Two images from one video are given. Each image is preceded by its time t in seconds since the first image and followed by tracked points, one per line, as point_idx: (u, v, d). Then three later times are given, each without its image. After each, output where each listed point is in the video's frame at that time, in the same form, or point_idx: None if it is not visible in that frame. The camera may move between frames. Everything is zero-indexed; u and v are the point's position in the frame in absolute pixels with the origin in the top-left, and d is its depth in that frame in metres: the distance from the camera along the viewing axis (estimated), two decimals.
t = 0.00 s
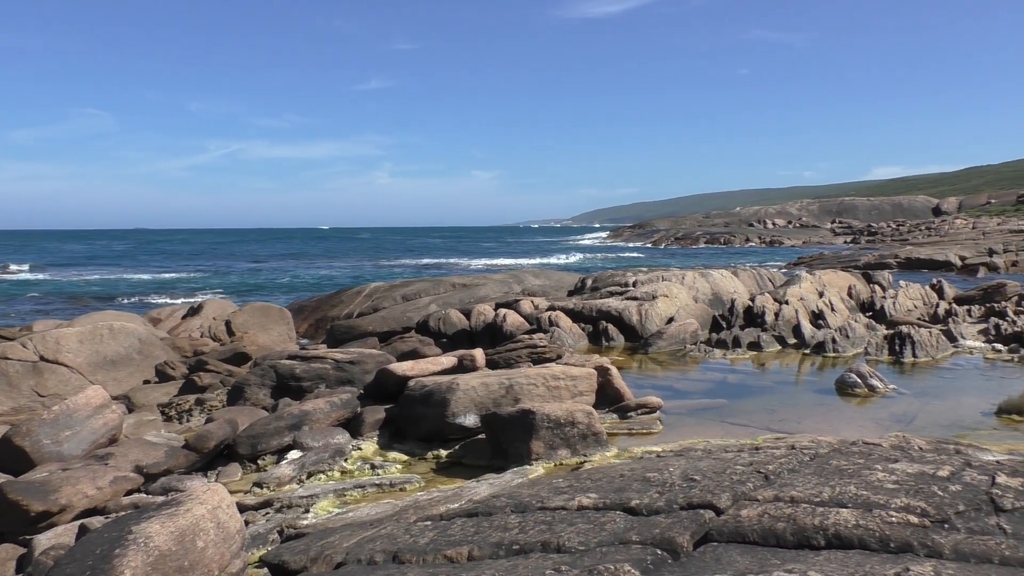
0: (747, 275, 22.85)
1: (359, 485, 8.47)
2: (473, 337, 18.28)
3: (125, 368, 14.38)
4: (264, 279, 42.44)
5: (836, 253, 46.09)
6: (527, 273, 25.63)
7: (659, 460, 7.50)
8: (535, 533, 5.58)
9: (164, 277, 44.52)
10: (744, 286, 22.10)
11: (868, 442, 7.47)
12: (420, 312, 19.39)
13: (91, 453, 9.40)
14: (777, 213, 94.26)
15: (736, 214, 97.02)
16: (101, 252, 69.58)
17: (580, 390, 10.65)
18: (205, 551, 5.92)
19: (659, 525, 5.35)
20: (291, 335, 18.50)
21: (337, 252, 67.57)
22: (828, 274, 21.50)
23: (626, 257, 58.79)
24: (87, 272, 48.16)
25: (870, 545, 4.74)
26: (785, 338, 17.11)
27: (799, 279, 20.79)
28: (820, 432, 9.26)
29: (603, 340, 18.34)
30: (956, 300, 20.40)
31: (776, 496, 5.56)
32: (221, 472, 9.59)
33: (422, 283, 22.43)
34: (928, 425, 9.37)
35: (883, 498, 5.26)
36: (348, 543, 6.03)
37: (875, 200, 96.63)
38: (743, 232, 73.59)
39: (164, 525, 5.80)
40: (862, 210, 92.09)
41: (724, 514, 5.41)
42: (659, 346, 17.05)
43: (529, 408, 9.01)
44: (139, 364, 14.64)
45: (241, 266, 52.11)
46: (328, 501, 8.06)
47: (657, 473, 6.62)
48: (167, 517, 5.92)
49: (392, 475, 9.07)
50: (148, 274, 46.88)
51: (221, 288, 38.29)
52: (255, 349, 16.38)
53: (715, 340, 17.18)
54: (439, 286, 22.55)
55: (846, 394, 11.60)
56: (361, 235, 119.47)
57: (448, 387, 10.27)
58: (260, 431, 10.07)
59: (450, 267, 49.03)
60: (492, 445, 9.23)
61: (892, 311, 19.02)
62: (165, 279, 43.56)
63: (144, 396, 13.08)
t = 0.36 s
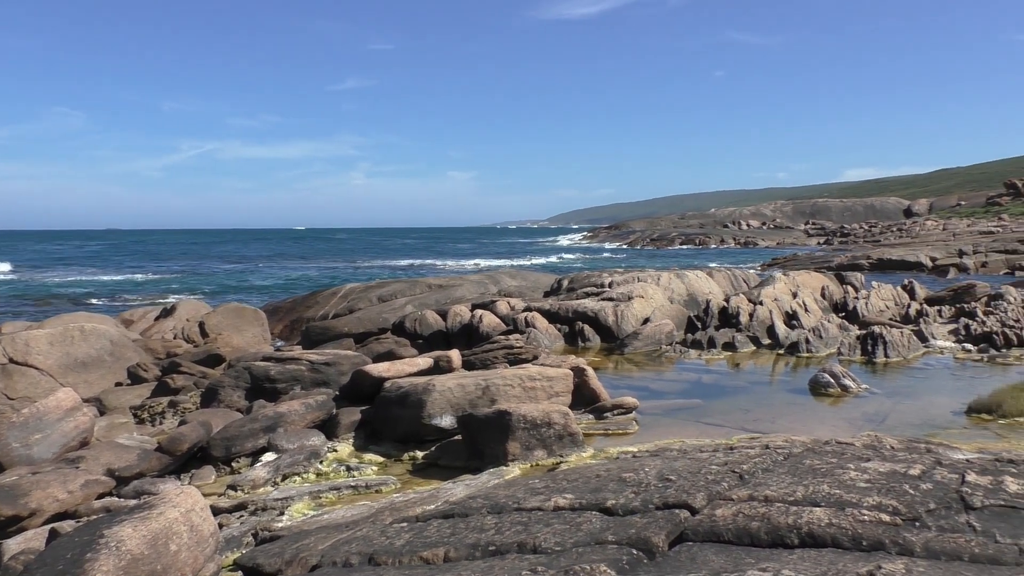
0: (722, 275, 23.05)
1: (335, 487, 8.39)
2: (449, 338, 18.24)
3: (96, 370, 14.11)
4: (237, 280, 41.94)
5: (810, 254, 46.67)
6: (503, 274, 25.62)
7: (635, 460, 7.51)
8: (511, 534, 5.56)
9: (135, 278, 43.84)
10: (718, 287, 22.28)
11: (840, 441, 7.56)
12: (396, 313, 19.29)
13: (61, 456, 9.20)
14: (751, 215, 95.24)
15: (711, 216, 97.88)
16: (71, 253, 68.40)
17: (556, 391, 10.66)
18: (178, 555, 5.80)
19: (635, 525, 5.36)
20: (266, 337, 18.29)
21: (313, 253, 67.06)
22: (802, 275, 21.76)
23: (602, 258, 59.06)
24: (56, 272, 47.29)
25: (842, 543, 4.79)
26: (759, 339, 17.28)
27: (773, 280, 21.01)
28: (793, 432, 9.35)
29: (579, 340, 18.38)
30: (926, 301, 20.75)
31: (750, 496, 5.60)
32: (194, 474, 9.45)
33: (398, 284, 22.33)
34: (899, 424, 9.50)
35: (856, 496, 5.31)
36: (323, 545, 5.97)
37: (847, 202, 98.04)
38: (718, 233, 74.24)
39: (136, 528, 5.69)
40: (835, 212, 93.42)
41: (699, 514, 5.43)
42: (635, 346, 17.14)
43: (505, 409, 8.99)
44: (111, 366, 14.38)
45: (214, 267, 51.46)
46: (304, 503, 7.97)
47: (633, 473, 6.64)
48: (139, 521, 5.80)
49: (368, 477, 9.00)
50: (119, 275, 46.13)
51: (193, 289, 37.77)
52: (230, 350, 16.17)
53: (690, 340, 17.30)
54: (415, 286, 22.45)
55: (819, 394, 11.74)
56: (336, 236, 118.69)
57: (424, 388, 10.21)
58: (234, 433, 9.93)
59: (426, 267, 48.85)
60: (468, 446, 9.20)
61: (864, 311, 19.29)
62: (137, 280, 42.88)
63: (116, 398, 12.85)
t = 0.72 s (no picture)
0: (694, 275, 23.23)
1: (307, 488, 8.30)
2: (422, 339, 18.16)
3: (63, 373, 13.81)
4: (208, 281, 41.36)
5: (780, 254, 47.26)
6: (477, 274, 25.57)
7: (608, 460, 7.53)
8: (485, 534, 5.54)
9: (102, 279, 43.02)
10: (690, 287, 22.46)
11: (811, 440, 7.65)
12: (369, 314, 19.16)
13: (27, 460, 8.97)
14: (723, 215, 96.24)
15: (684, 216, 98.71)
16: (35, 254, 66.90)
17: (530, 391, 10.65)
18: (149, 559, 5.67)
19: (608, 525, 5.37)
20: (237, 338, 18.03)
21: (285, 254, 66.38)
22: (772, 275, 22.01)
23: (576, 258, 59.25)
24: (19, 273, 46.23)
25: (812, 540, 4.84)
26: (731, 338, 17.44)
27: (744, 280, 21.23)
28: (765, 431, 9.45)
29: (553, 340, 18.42)
30: (893, 301, 21.10)
31: (722, 494, 5.63)
32: (164, 477, 9.28)
33: (371, 285, 22.18)
34: (868, 423, 9.64)
35: (825, 494, 5.38)
36: (296, 548, 5.89)
37: (817, 203, 99.43)
38: (690, 234, 74.87)
39: (105, 533, 5.57)
40: (805, 212, 94.75)
41: (672, 513, 5.45)
42: (608, 346, 17.21)
43: (478, 409, 8.96)
44: (79, 369, 14.09)
45: (183, 268, 50.70)
46: (275, 506, 7.86)
47: (606, 472, 6.65)
48: (107, 525, 5.69)
49: (341, 478, 8.91)
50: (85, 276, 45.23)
51: (163, 290, 37.19)
52: (200, 351, 15.93)
53: (662, 340, 17.41)
54: (388, 287, 22.32)
55: (790, 393, 11.88)
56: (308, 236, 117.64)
57: (397, 389, 10.14)
58: (205, 435, 9.77)
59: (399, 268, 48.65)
60: (442, 447, 9.16)
61: (833, 311, 19.56)
62: (104, 280, 42.15)
63: (84, 401, 12.58)
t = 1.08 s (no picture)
0: (663, 275, 23.41)
1: (276, 491, 8.18)
2: (392, 340, 18.05)
3: (25, 375, 13.48)
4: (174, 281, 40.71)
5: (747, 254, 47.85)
6: (447, 274, 25.47)
7: (579, 459, 7.53)
8: (455, 535, 5.50)
9: (64, 279, 42.11)
10: (660, 287, 22.62)
11: (779, 438, 7.72)
12: (338, 315, 18.98)
13: None
14: (692, 215, 97.22)
15: (653, 216, 99.50)
16: None
17: (500, 391, 10.63)
18: (113, 563, 5.55)
19: (578, 524, 5.37)
20: (205, 339, 17.72)
21: (252, 254, 65.55)
22: (740, 275, 22.26)
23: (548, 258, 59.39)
24: None
25: (780, 538, 4.89)
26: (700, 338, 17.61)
27: (712, 280, 21.44)
28: (734, 430, 9.53)
29: (523, 340, 18.41)
30: (858, 300, 21.47)
31: (691, 493, 5.67)
32: (129, 481, 9.08)
33: (341, 285, 21.99)
34: (834, 421, 9.78)
35: (792, 491, 5.44)
36: (264, 550, 5.79)
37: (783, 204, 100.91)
38: (660, 234, 75.48)
39: (68, 537, 5.42)
40: (772, 213, 96.11)
41: (641, 511, 5.47)
42: (578, 346, 17.26)
43: (449, 410, 8.91)
44: (41, 371, 13.76)
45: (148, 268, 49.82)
46: (243, 508, 7.74)
47: (576, 472, 6.66)
48: (70, 529, 5.53)
49: (310, 480, 8.80)
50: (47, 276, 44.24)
51: (127, 291, 36.51)
52: (167, 353, 15.64)
53: (632, 339, 17.51)
54: (357, 288, 22.14)
55: (758, 391, 12.02)
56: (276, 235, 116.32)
57: (367, 390, 10.04)
58: (171, 437, 9.58)
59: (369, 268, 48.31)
60: (412, 448, 9.09)
61: (800, 311, 19.85)
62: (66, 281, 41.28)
63: (46, 403, 12.28)
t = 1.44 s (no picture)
0: (633, 276, 23.55)
1: (244, 494, 8.06)
2: (362, 341, 17.91)
3: None
4: (139, 283, 39.95)
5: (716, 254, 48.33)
6: (417, 275, 25.33)
7: (550, 459, 7.54)
8: (427, 536, 5.46)
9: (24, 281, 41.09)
10: (630, 287, 22.75)
11: (748, 437, 7.80)
12: (307, 316, 18.77)
13: None
14: (661, 216, 98.14)
15: (623, 217, 100.10)
16: None
17: (471, 392, 10.59)
18: (78, 569, 5.40)
19: (549, 524, 5.37)
20: (172, 341, 17.37)
21: (220, 256, 64.63)
22: (709, 275, 22.48)
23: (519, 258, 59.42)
24: None
25: (748, 535, 4.93)
26: (669, 337, 17.73)
27: (682, 280, 21.62)
28: (704, 429, 9.60)
29: (494, 341, 18.38)
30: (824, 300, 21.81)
31: (662, 492, 5.69)
32: (95, 485, 8.88)
33: (310, 286, 21.75)
34: (802, 419, 9.91)
35: (761, 489, 5.49)
36: (232, 554, 5.69)
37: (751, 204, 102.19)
38: (630, 234, 75.94)
39: (31, 543, 5.24)
40: (741, 213, 97.23)
41: (612, 511, 5.49)
42: (549, 346, 17.29)
43: (419, 410, 8.86)
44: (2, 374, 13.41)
45: (111, 270, 48.81)
46: (212, 512, 7.60)
47: (547, 472, 6.65)
48: (34, 535, 5.36)
49: (279, 483, 8.68)
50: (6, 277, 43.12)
51: (90, 292, 35.75)
52: (132, 355, 15.34)
53: (602, 339, 17.58)
54: (327, 288, 21.92)
55: (727, 390, 12.15)
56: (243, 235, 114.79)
57: (337, 391, 9.93)
58: (138, 440, 9.40)
59: (339, 269, 47.91)
60: (383, 449, 9.02)
61: (768, 310, 20.10)
62: (26, 283, 40.36)
63: (7, 407, 11.96)
